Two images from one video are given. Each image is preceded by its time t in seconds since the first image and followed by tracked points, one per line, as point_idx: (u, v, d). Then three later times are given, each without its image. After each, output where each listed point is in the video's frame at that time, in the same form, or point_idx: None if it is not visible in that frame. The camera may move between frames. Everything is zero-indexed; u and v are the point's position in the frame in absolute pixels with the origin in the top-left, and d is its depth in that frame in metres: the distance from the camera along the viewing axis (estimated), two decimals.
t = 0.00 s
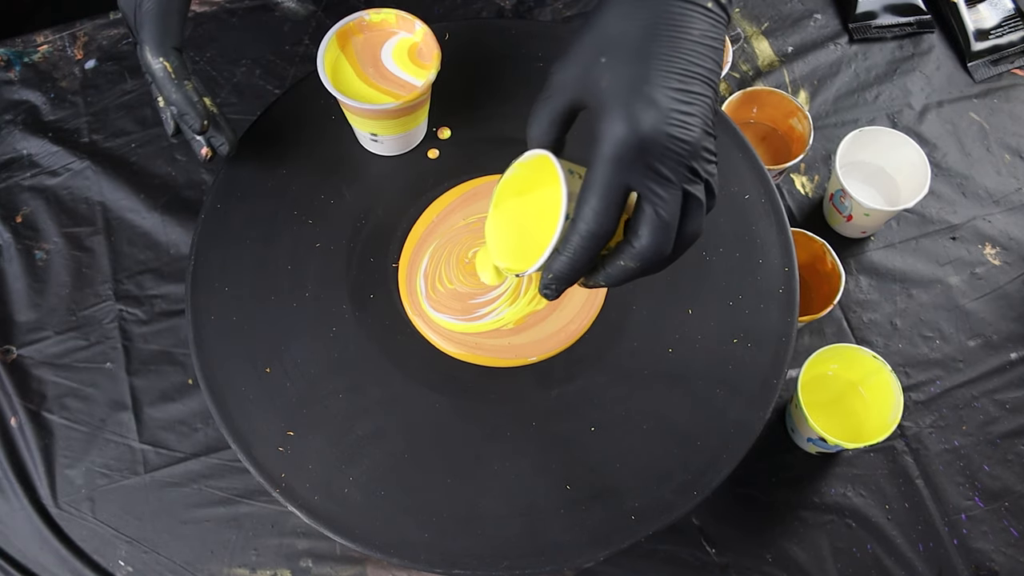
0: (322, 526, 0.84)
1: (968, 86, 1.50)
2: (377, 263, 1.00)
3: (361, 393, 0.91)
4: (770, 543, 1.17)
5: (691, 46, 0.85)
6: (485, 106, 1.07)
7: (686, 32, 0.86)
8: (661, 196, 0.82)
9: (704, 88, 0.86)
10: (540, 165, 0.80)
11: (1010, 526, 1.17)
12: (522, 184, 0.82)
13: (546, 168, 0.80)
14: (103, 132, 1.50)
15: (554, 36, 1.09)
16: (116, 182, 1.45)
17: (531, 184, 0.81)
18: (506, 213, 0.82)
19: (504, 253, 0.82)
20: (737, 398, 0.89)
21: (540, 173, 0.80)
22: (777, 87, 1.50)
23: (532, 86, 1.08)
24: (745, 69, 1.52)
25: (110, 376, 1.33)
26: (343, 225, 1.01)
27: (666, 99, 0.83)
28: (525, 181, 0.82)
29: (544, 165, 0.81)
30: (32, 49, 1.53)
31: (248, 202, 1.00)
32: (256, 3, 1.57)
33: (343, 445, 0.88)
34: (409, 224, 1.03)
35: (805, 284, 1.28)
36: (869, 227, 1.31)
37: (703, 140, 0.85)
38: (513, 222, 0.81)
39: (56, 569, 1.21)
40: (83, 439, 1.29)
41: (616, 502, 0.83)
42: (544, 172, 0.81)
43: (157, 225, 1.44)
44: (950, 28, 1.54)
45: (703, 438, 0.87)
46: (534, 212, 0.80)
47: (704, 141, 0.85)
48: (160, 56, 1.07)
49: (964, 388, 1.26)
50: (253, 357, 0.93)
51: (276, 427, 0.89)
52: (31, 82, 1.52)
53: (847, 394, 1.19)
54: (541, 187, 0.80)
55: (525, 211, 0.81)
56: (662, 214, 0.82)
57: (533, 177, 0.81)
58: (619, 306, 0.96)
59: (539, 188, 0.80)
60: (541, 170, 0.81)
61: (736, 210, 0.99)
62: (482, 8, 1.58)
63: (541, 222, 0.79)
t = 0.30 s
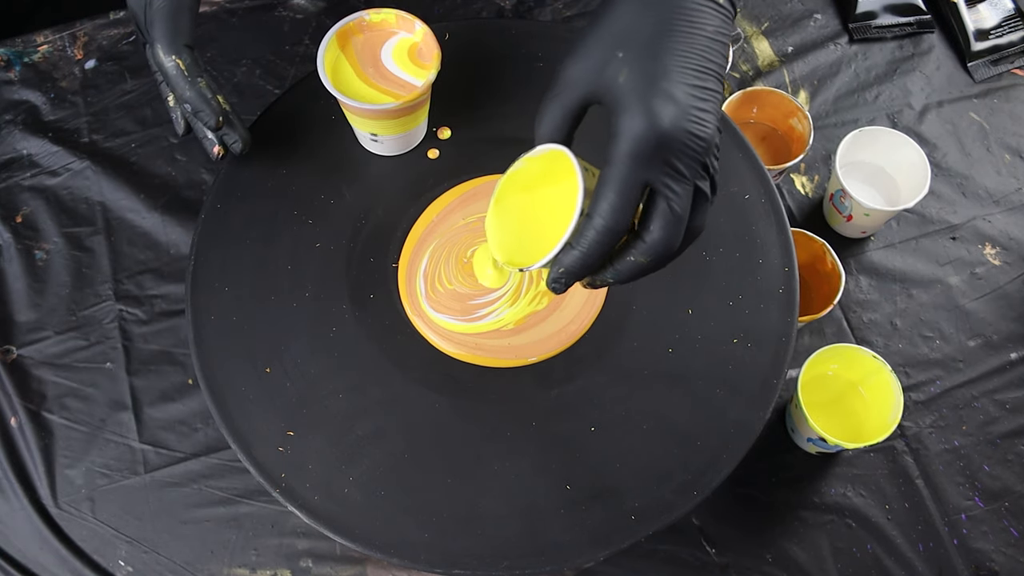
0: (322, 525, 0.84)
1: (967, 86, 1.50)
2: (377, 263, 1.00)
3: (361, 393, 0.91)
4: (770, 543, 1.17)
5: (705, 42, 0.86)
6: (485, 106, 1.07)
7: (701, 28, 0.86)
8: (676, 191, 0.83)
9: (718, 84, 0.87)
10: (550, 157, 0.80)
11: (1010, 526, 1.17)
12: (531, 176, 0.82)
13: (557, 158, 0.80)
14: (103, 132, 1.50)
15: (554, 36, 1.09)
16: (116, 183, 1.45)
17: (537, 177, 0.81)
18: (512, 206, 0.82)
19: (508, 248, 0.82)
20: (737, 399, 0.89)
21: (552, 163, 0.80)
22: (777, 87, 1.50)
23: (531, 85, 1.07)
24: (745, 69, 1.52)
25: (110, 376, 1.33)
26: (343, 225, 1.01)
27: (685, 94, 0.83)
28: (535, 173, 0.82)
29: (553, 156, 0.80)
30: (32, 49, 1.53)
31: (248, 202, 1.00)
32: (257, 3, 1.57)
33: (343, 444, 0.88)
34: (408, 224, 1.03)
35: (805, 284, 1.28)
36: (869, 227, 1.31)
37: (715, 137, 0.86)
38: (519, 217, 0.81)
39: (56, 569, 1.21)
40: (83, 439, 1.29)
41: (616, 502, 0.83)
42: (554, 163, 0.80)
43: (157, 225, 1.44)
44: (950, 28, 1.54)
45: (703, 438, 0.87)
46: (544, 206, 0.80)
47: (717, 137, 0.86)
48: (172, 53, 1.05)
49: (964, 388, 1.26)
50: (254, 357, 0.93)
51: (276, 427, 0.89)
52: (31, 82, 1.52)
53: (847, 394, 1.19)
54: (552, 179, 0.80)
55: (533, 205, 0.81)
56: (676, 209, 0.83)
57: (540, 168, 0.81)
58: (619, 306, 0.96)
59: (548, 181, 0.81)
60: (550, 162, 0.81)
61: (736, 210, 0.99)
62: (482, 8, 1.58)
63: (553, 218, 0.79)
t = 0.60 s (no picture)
0: (323, 525, 0.84)
1: (968, 86, 1.50)
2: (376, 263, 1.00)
3: (361, 393, 0.91)
4: (769, 543, 1.17)
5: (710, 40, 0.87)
6: (485, 106, 1.07)
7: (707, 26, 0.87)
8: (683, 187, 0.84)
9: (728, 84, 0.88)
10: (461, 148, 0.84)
11: (1010, 526, 1.17)
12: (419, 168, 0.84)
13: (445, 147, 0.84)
14: (103, 132, 1.50)
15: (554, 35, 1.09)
16: (116, 183, 1.45)
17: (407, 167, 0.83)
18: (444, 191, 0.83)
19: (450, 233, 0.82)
20: (738, 399, 0.88)
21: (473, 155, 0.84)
22: (777, 88, 1.50)
23: (531, 84, 1.07)
24: (745, 69, 1.52)
25: (110, 376, 1.33)
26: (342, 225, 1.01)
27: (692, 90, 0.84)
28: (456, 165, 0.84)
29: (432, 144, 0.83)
30: (33, 49, 1.53)
31: (247, 202, 1.00)
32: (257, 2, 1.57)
33: (343, 445, 0.88)
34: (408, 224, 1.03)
35: (804, 283, 1.29)
36: (867, 227, 1.31)
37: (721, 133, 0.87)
38: (463, 204, 0.83)
39: (56, 569, 1.21)
40: (83, 440, 1.29)
41: (616, 502, 0.83)
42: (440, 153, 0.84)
43: (157, 225, 1.44)
44: (950, 28, 1.54)
45: (703, 438, 0.87)
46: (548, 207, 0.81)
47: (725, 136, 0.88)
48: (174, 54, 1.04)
49: (964, 388, 1.26)
50: (254, 358, 0.93)
51: (276, 427, 0.89)
52: (31, 82, 1.52)
53: (846, 394, 1.19)
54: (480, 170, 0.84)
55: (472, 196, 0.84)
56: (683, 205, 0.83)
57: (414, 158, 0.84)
58: (618, 306, 0.96)
59: (476, 172, 0.85)
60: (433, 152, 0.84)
61: (736, 210, 0.97)
62: (482, 8, 1.58)
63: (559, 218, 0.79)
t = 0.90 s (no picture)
0: (323, 525, 0.84)
1: (968, 86, 1.50)
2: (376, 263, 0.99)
3: (361, 393, 0.91)
4: (769, 543, 1.17)
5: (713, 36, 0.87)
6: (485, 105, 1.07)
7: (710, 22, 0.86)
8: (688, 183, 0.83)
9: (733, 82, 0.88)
10: (463, 148, 0.81)
11: (1010, 526, 1.17)
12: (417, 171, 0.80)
13: (445, 146, 0.81)
14: (103, 132, 1.50)
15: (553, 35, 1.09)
16: (116, 183, 1.45)
17: (405, 168, 0.80)
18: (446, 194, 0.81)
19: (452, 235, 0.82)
20: (738, 399, 0.88)
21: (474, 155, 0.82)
22: (777, 88, 1.50)
23: (531, 84, 1.07)
24: (745, 69, 1.52)
25: (110, 376, 1.33)
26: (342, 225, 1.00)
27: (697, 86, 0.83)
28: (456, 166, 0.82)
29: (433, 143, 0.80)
30: (32, 49, 1.53)
31: (247, 202, 1.00)
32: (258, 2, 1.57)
33: (343, 445, 0.88)
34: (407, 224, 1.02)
35: (805, 284, 1.29)
36: (866, 227, 1.31)
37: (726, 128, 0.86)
38: (466, 212, 0.83)
39: (56, 569, 1.21)
40: (83, 440, 1.29)
41: (616, 502, 0.83)
42: (439, 152, 0.81)
43: (157, 225, 1.44)
44: (950, 28, 1.54)
45: (703, 438, 0.87)
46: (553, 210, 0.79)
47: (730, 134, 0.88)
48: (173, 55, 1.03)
49: (964, 388, 1.26)
50: (254, 358, 0.93)
51: (276, 427, 0.89)
52: (31, 82, 1.52)
53: (847, 394, 1.19)
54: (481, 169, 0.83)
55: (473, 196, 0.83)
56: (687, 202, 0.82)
57: (410, 158, 0.80)
58: (618, 306, 0.96)
59: (476, 171, 0.83)
60: (431, 150, 0.81)
61: (736, 210, 0.97)
62: (482, 8, 1.58)
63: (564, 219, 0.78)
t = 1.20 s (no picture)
0: (323, 526, 0.84)
1: (968, 86, 1.50)
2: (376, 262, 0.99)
3: (361, 393, 0.91)
4: (769, 543, 1.17)
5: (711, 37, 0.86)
6: (485, 105, 1.07)
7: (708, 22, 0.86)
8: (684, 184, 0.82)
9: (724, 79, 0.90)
10: (457, 145, 0.82)
11: (1010, 526, 1.17)
12: (410, 166, 0.82)
13: (440, 143, 0.82)
14: (103, 132, 1.50)
15: (553, 35, 1.09)
16: (116, 183, 1.45)
17: (400, 165, 0.82)
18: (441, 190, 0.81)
19: (448, 234, 0.80)
20: (738, 399, 0.88)
21: (470, 150, 0.82)
22: (777, 87, 1.50)
23: (531, 84, 1.07)
24: (745, 69, 1.52)
25: (110, 376, 1.33)
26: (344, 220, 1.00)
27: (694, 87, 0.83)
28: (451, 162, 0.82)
29: (426, 140, 0.82)
30: (33, 49, 1.53)
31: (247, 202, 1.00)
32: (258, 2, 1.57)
33: (343, 445, 0.88)
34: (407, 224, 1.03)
35: (804, 283, 1.29)
36: (867, 227, 1.31)
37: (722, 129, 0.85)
38: (467, 212, 0.81)
39: (56, 569, 1.21)
40: (83, 440, 1.29)
41: (616, 503, 0.83)
42: (433, 149, 0.82)
43: (157, 225, 1.43)
44: (950, 28, 1.54)
45: (704, 438, 0.87)
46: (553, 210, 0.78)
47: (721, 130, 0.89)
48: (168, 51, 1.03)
49: (964, 388, 1.26)
50: (254, 358, 0.93)
51: (276, 427, 0.89)
52: (31, 82, 1.52)
53: (847, 394, 1.19)
54: (476, 164, 0.83)
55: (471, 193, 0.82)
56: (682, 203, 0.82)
57: (405, 156, 0.82)
58: (618, 306, 0.96)
59: (472, 168, 0.83)
60: (425, 148, 0.83)
61: (736, 210, 0.97)
62: (482, 8, 1.58)
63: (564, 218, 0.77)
